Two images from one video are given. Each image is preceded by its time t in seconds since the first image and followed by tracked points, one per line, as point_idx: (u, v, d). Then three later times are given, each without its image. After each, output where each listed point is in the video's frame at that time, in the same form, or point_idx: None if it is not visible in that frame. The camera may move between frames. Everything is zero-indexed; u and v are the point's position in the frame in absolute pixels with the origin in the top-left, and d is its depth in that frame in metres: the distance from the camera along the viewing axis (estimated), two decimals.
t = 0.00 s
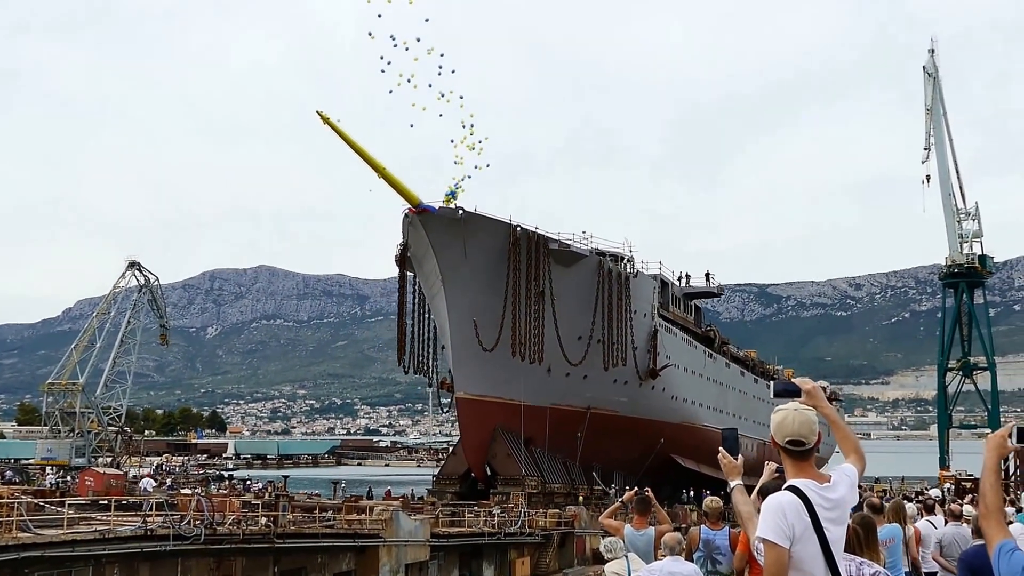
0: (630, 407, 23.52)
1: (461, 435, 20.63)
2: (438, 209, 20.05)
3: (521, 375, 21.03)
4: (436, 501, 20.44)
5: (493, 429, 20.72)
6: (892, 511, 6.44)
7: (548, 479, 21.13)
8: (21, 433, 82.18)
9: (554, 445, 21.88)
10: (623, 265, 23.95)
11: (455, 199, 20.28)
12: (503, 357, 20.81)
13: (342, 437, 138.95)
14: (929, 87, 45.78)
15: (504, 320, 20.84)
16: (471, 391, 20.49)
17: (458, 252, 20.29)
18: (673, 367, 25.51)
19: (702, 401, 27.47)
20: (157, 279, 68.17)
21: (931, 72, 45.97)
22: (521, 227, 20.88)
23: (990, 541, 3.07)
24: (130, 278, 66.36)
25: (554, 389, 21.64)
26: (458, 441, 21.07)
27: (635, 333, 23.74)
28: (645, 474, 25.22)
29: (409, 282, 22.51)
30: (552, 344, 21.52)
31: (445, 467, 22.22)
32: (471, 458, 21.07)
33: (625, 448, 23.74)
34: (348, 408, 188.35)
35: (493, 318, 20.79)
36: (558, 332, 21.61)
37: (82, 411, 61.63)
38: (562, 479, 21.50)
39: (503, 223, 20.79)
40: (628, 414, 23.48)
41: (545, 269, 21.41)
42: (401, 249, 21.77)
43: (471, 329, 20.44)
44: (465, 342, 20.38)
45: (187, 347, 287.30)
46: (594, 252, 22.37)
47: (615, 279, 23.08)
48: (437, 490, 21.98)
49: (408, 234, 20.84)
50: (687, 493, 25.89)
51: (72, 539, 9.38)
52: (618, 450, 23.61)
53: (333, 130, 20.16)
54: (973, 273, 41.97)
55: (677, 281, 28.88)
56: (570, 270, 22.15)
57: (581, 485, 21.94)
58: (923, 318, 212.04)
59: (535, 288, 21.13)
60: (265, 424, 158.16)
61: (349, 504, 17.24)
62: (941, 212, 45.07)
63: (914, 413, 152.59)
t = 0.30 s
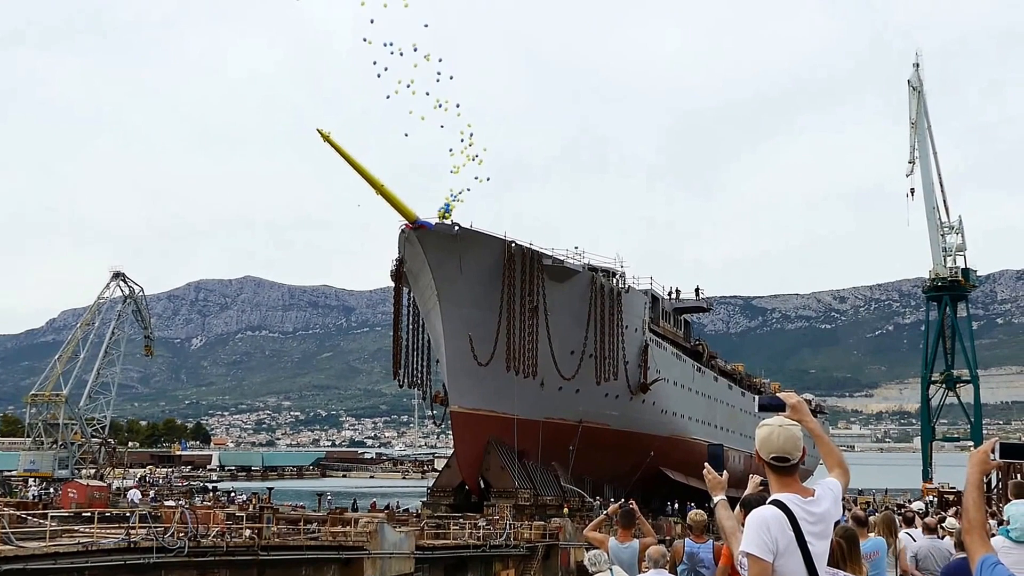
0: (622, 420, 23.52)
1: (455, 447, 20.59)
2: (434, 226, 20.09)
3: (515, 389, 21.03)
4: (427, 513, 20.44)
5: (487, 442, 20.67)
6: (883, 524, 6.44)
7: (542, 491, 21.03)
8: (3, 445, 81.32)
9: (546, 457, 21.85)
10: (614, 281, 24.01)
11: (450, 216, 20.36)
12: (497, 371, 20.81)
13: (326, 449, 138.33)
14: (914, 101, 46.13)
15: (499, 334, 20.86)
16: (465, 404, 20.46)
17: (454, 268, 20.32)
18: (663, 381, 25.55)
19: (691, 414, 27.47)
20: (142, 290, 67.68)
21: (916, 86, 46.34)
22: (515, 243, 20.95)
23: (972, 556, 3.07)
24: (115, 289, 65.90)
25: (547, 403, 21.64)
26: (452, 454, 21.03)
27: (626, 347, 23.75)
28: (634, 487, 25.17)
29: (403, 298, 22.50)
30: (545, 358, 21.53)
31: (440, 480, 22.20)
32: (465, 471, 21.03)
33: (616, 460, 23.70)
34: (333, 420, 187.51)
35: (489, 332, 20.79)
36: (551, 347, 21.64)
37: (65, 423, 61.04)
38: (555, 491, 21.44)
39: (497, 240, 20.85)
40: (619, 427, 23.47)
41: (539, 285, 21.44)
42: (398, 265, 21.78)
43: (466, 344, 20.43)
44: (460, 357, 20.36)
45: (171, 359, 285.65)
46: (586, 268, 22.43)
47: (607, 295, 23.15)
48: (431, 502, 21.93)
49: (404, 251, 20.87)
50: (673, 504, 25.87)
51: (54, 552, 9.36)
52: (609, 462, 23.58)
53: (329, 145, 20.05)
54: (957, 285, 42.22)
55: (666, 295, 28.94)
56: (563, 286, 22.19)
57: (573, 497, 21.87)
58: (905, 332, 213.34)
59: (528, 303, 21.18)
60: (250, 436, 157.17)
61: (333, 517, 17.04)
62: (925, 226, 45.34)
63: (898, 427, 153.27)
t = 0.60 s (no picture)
0: (606, 436, 23.52)
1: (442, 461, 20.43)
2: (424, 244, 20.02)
3: (502, 405, 20.98)
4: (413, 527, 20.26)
5: (474, 457, 20.58)
6: (863, 538, 6.44)
7: (528, 505, 20.91)
8: None
9: (532, 473, 21.79)
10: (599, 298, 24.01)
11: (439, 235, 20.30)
12: (484, 387, 20.75)
13: (304, 462, 137.38)
14: (890, 117, 46.60)
15: (487, 351, 20.79)
16: (453, 420, 20.36)
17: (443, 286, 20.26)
18: (647, 397, 25.58)
19: (673, 429, 27.49)
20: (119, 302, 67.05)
21: (892, 102, 46.81)
22: (503, 261, 20.93)
23: (946, 571, 3.04)
24: (92, 301, 65.23)
25: (533, 419, 21.60)
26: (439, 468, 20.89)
27: (611, 364, 23.76)
28: (617, 501, 25.14)
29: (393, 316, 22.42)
30: (531, 374, 21.48)
31: (428, 494, 22.02)
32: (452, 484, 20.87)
33: (600, 475, 23.69)
34: (311, 433, 186.26)
35: (476, 349, 20.72)
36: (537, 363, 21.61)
37: (41, 435, 60.25)
38: (541, 505, 21.33)
39: (485, 258, 20.83)
40: (604, 443, 23.46)
41: (525, 303, 21.43)
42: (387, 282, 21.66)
43: (455, 361, 20.36)
44: (449, 373, 20.27)
45: (148, 371, 282.90)
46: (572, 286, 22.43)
47: (592, 312, 23.15)
48: (419, 517, 21.71)
49: (394, 268, 20.75)
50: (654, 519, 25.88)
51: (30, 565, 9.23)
52: (594, 477, 23.56)
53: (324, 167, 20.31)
54: (932, 301, 42.57)
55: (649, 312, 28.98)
56: (549, 304, 22.18)
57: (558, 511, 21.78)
58: (882, 347, 214.68)
59: (515, 320, 21.15)
60: (227, 449, 155.82)
61: (310, 530, 16.95)
62: (901, 241, 45.72)
63: (874, 441, 153.98)
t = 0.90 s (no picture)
0: (582, 451, 23.45)
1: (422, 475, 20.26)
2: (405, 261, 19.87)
3: (480, 421, 20.86)
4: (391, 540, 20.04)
5: (453, 471, 20.43)
6: (832, 552, 6.38)
7: (506, 520, 20.79)
8: None
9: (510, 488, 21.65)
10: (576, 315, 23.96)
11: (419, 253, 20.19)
12: (463, 403, 20.60)
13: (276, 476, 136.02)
14: (860, 133, 47.12)
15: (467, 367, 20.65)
16: (433, 436, 20.16)
17: (424, 302, 20.11)
18: (622, 413, 25.53)
19: (648, 445, 27.47)
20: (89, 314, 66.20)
21: (861, 118, 47.35)
22: (482, 279, 20.84)
23: None
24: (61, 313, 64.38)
25: (510, 433, 21.48)
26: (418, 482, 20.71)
27: (587, 380, 23.70)
28: (593, 516, 25.04)
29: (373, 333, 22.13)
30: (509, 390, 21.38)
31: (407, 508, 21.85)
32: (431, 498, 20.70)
33: (576, 490, 23.60)
34: (282, 446, 184.59)
35: (456, 364, 20.56)
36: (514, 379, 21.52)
37: (8, 449, 59.26)
38: (518, 519, 21.21)
39: (465, 275, 20.72)
40: (580, 457, 23.39)
41: (504, 320, 21.33)
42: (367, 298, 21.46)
43: (434, 376, 20.19)
44: (428, 389, 20.09)
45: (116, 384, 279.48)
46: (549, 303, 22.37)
47: (570, 329, 23.10)
48: (398, 530, 21.55)
49: (374, 284, 20.58)
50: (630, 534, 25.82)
51: None
52: (570, 492, 23.46)
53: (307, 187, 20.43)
54: (901, 315, 42.95)
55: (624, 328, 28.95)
56: (527, 321, 22.09)
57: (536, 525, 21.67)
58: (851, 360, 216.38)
59: (494, 337, 21.04)
60: (197, 463, 154.01)
61: (280, 543, 16.67)
62: (871, 255, 46.13)
63: (844, 454, 154.94)
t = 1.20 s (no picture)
0: (551, 464, 23.35)
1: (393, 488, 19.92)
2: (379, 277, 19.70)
3: (451, 434, 20.69)
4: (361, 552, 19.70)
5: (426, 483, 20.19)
6: (791, 564, 6.31)
7: (477, 532, 20.58)
8: None
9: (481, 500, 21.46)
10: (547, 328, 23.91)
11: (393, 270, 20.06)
12: (436, 416, 20.41)
13: (239, 487, 134.30)
14: (822, 147, 47.65)
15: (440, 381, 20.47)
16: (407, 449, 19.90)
17: (397, 317, 19.94)
18: (591, 426, 25.49)
19: (616, 457, 27.44)
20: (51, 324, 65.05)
21: (824, 132, 47.89)
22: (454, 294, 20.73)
23: None
24: (22, 323, 63.20)
25: (481, 446, 21.32)
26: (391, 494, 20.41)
27: (557, 393, 23.63)
28: (562, 528, 24.92)
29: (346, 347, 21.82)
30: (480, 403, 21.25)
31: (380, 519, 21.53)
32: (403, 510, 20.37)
33: (546, 502, 23.48)
34: (245, 457, 182.55)
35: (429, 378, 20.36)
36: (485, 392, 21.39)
37: None
38: (489, 531, 21.01)
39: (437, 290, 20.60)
40: (550, 470, 23.29)
41: (475, 335, 21.21)
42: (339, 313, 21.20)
43: (407, 390, 19.98)
44: (401, 403, 19.86)
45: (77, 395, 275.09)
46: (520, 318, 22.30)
47: (540, 343, 23.05)
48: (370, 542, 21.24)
49: (347, 299, 20.34)
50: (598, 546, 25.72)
51: None
52: (540, 504, 23.33)
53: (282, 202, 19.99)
54: (863, 327, 43.35)
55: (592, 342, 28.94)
56: (497, 335, 21.99)
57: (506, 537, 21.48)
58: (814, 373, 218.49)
59: (465, 351, 20.91)
60: (159, 474, 151.74)
61: (241, 555, 16.33)
62: (833, 268, 46.57)
63: (807, 466, 156.29)
